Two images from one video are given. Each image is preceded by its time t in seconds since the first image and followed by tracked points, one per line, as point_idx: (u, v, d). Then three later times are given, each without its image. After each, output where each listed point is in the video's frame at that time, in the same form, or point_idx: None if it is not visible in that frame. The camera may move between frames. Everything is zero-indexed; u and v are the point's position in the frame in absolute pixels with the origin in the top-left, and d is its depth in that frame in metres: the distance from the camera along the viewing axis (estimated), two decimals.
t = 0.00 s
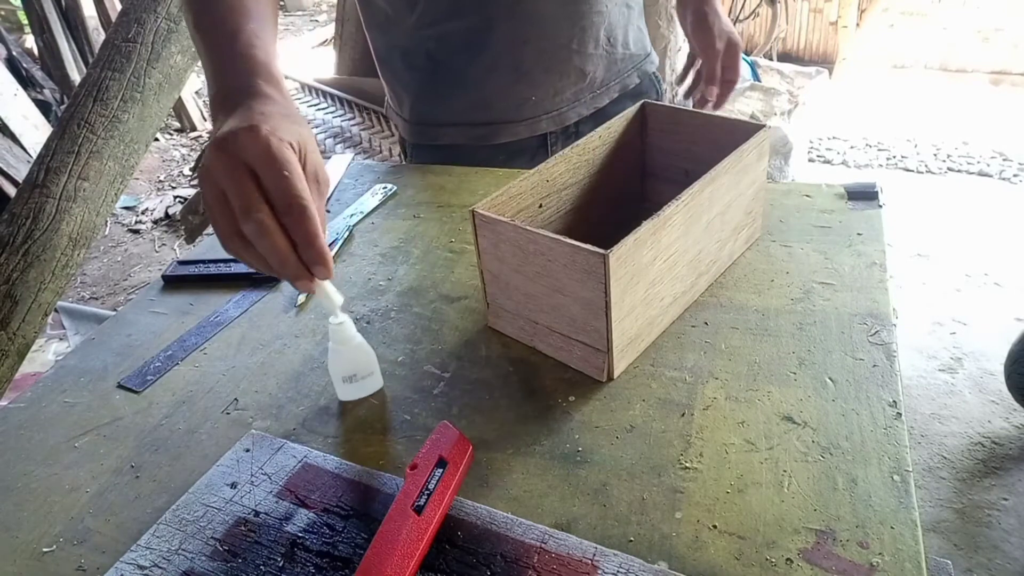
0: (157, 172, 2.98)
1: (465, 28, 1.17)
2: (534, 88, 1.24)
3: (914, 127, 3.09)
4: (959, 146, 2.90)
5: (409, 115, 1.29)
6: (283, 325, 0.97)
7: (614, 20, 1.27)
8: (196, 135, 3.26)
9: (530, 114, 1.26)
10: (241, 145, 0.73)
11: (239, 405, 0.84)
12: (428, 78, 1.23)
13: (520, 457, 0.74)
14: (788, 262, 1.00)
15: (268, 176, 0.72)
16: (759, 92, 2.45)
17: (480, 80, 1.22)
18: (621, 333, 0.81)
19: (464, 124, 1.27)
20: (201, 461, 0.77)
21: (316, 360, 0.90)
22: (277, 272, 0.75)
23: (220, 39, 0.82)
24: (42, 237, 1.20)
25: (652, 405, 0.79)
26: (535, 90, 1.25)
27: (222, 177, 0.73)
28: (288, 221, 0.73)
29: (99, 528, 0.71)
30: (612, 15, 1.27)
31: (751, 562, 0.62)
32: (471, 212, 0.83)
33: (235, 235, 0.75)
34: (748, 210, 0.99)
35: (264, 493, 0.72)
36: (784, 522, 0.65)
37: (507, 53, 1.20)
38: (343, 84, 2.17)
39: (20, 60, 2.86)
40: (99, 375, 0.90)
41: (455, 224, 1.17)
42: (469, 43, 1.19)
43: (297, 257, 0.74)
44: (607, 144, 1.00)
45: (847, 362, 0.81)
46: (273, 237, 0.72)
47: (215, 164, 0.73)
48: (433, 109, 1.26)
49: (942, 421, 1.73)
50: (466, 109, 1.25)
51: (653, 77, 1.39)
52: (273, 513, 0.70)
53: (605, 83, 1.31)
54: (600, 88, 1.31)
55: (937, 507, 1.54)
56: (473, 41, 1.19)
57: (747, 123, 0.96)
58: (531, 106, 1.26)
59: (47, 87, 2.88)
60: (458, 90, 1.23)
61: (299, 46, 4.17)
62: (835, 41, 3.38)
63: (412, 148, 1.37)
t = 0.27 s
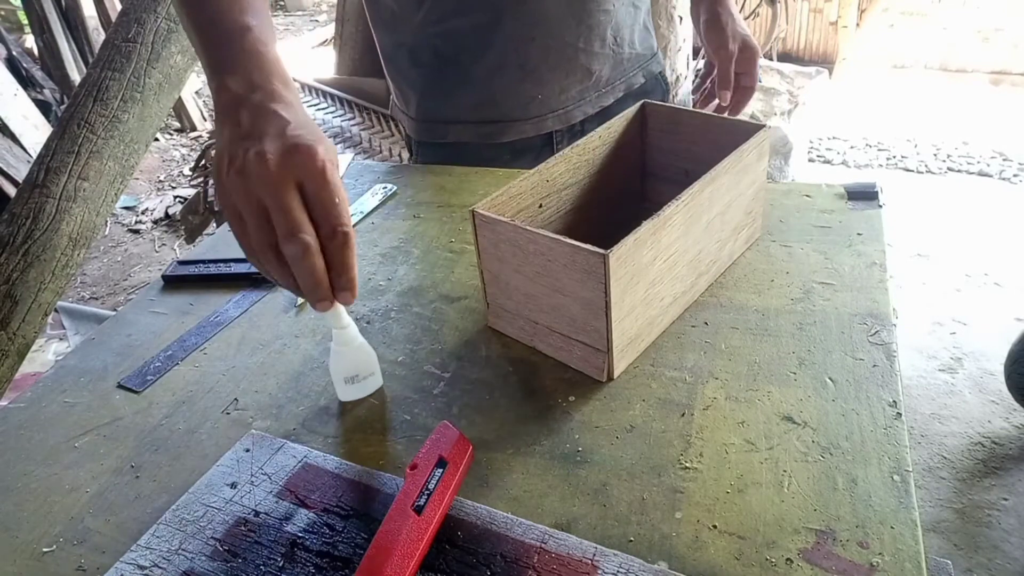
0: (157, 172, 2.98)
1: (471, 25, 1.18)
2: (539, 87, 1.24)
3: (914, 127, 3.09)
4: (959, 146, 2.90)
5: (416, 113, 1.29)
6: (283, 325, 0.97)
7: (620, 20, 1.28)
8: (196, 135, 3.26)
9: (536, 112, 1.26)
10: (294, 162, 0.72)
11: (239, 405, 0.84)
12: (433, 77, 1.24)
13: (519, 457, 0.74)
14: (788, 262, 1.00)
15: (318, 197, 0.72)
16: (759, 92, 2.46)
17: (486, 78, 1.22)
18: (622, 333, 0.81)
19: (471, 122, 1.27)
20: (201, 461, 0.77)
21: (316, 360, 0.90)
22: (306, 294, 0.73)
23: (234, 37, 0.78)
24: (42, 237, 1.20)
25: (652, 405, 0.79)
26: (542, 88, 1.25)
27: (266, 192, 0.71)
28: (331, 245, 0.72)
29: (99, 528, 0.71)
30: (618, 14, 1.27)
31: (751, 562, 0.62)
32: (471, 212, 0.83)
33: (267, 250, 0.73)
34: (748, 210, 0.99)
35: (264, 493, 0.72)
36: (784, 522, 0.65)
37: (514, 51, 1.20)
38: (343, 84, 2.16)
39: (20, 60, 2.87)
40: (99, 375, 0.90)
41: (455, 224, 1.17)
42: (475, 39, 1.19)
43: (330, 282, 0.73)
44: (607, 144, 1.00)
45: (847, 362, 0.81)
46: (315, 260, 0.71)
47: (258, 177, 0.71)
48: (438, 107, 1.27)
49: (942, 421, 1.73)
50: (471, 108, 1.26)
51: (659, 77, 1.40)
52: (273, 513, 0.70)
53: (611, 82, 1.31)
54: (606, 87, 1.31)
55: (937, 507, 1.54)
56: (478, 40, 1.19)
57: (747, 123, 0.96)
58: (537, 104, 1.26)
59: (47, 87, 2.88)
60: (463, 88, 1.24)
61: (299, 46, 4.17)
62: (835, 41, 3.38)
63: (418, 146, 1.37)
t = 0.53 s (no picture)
0: (157, 172, 2.98)
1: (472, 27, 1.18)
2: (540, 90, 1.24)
3: (914, 127, 3.09)
4: (959, 146, 2.90)
5: (417, 113, 1.30)
6: (283, 325, 0.97)
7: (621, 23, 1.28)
8: (196, 135, 3.26)
9: (537, 115, 1.26)
10: (298, 174, 0.71)
11: (239, 405, 0.84)
12: (435, 78, 1.24)
13: (519, 457, 0.74)
14: (788, 262, 1.00)
15: (322, 211, 0.71)
16: (759, 92, 2.46)
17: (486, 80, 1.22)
18: (621, 333, 0.81)
19: (472, 124, 1.27)
20: (201, 460, 0.77)
21: (316, 360, 0.90)
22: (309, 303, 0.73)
23: (237, 39, 0.77)
24: (42, 237, 1.20)
25: (651, 405, 0.79)
26: (543, 91, 1.25)
27: (269, 203, 0.70)
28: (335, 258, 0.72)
29: (99, 528, 0.71)
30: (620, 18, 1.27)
31: (751, 562, 0.62)
32: (471, 212, 0.83)
33: (272, 258, 0.73)
34: (748, 210, 0.99)
35: (264, 493, 0.72)
36: (784, 522, 0.65)
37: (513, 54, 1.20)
38: (343, 84, 2.16)
39: (20, 60, 2.87)
40: (99, 375, 0.90)
41: (455, 224, 1.17)
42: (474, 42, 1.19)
43: (334, 291, 0.73)
44: (607, 144, 1.00)
45: (847, 362, 0.81)
46: (319, 273, 0.71)
47: (261, 187, 0.70)
48: (439, 108, 1.27)
49: (942, 421, 1.73)
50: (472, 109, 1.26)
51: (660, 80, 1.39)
52: (273, 513, 0.70)
53: (611, 85, 1.31)
54: (606, 90, 1.31)
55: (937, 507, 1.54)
56: (481, 41, 1.19)
57: (747, 124, 0.96)
58: (538, 107, 1.26)
59: (47, 87, 2.87)
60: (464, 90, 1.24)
61: (299, 46, 4.17)
62: (835, 41, 3.38)
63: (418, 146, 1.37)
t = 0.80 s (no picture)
0: (157, 172, 2.98)
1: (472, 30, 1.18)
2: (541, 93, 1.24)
3: (914, 127, 3.09)
4: (959, 146, 2.90)
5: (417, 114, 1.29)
6: (283, 325, 0.97)
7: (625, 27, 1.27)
8: (196, 135, 3.26)
9: (539, 118, 1.26)
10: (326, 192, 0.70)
11: (239, 405, 0.84)
12: (436, 79, 1.24)
13: (520, 457, 0.74)
14: (788, 261, 1.00)
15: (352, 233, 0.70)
16: (759, 92, 2.46)
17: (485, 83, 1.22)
18: (621, 333, 0.81)
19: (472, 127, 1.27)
20: (201, 461, 0.77)
21: (316, 360, 0.90)
22: (322, 317, 0.73)
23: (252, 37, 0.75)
24: (42, 237, 1.20)
25: (651, 405, 0.79)
26: (545, 95, 1.25)
27: (301, 217, 0.69)
28: (358, 279, 0.71)
29: (99, 528, 0.71)
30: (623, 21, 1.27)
31: (751, 562, 0.62)
32: (471, 213, 0.83)
33: (288, 269, 0.72)
34: (748, 210, 0.99)
35: (264, 493, 0.72)
36: (784, 522, 0.65)
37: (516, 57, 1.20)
38: (343, 84, 2.15)
39: (20, 60, 2.87)
40: (99, 375, 0.90)
41: (455, 224, 1.17)
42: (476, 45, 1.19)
43: (348, 306, 0.73)
44: (607, 145, 1.00)
45: (847, 362, 0.81)
46: (339, 291, 0.71)
47: (293, 200, 0.69)
48: (439, 108, 1.27)
49: (942, 421, 1.73)
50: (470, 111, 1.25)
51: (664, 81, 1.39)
52: (273, 513, 0.70)
53: (613, 89, 1.31)
54: (609, 94, 1.31)
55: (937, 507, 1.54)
56: (483, 44, 1.20)
57: (747, 124, 0.96)
58: (540, 111, 1.25)
59: (46, 87, 2.88)
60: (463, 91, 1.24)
61: (299, 46, 4.17)
62: (835, 41, 3.38)
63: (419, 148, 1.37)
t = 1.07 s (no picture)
0: (157, 172, 2.98)
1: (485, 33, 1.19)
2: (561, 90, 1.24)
3: (914, 127, 3.09)
4: (959, 146, 2.90)
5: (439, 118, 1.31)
6: (283, 325, 0.96)
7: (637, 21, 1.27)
8: (196, 135, 3.26)
9: (563, 118, 1.26)
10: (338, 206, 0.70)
11: (239, 405, 0.84)
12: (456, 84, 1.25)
13: (519, 457, 0.74)
14: (788, 261, 1.00)
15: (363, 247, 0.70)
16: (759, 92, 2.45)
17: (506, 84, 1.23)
18: (622, 333, 0.81)
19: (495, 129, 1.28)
20: (201, 461, 0.77)
21: (316, 360, 0.90)
22: (330, 331, 0.73)
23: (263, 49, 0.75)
24: (42, 237, 1.20)
25: (651, 405, 0.79)
26: (568, 95, 1.25)
27: (311, 231, 0.69)
28: (367, 292, 0.72)
29: (99, 528, 0.71)
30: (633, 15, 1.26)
31: (751, 562, 0.62)
32: (471, 213, 0.83)
33: (297, 283, 0.72)
34: (748, 210, 0.99)
35: (264, 493, 0.72)
36: (784, 522, 0.65)
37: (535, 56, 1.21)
38: (344, 85, 2.18)
39: (20, 60, 2.87)
40: (99, 375, 0.90)
41: (455, 224, 1.17)
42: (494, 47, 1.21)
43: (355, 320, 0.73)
44: (607, 144, 1.00)
45: (847, 362, 0.81)
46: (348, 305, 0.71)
47: (304, 215, 0.69)
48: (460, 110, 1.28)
49: (942, 421, 1.73)
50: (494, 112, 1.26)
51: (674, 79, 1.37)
52: (273, 513, 0.70)
53: (629, 84, 1.30)
54: (625, 89, 1.30)
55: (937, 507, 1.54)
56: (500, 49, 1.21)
57: (747, 123, 0.96)
58: (563, 111, 1.26)
59: (47, 87, 2.88)
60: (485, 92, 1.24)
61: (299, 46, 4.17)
62: (835, 41, 3.33)
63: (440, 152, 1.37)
